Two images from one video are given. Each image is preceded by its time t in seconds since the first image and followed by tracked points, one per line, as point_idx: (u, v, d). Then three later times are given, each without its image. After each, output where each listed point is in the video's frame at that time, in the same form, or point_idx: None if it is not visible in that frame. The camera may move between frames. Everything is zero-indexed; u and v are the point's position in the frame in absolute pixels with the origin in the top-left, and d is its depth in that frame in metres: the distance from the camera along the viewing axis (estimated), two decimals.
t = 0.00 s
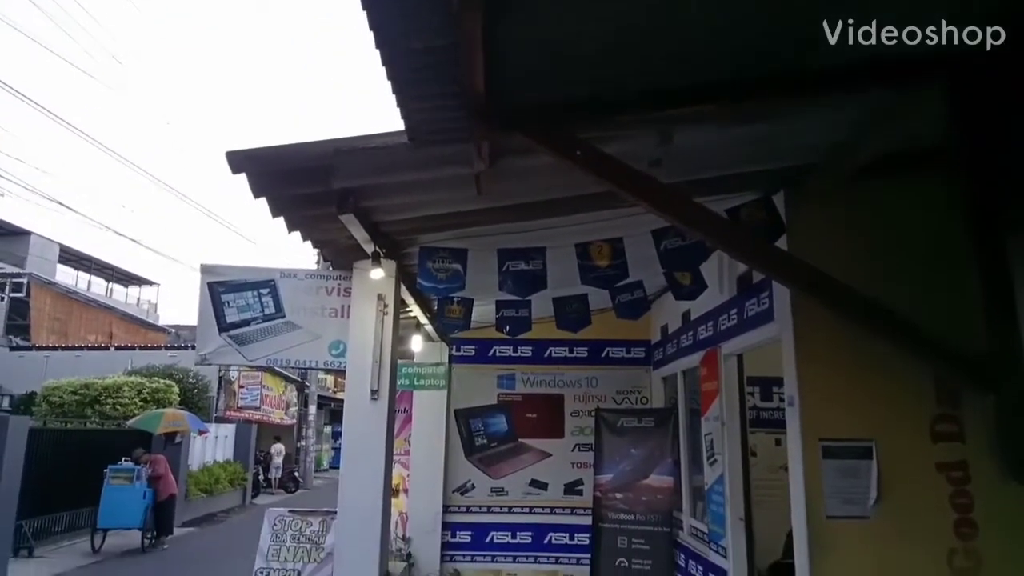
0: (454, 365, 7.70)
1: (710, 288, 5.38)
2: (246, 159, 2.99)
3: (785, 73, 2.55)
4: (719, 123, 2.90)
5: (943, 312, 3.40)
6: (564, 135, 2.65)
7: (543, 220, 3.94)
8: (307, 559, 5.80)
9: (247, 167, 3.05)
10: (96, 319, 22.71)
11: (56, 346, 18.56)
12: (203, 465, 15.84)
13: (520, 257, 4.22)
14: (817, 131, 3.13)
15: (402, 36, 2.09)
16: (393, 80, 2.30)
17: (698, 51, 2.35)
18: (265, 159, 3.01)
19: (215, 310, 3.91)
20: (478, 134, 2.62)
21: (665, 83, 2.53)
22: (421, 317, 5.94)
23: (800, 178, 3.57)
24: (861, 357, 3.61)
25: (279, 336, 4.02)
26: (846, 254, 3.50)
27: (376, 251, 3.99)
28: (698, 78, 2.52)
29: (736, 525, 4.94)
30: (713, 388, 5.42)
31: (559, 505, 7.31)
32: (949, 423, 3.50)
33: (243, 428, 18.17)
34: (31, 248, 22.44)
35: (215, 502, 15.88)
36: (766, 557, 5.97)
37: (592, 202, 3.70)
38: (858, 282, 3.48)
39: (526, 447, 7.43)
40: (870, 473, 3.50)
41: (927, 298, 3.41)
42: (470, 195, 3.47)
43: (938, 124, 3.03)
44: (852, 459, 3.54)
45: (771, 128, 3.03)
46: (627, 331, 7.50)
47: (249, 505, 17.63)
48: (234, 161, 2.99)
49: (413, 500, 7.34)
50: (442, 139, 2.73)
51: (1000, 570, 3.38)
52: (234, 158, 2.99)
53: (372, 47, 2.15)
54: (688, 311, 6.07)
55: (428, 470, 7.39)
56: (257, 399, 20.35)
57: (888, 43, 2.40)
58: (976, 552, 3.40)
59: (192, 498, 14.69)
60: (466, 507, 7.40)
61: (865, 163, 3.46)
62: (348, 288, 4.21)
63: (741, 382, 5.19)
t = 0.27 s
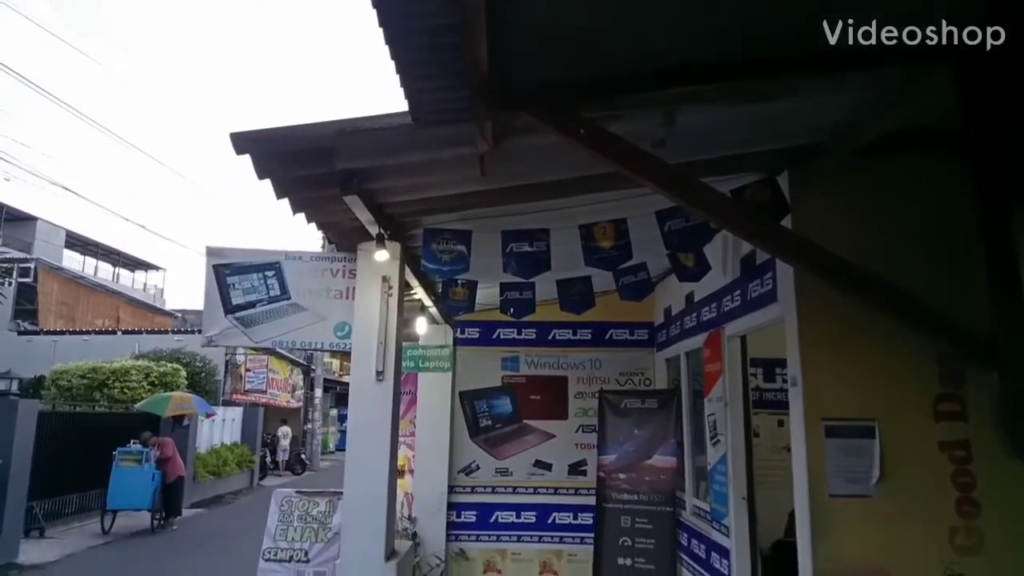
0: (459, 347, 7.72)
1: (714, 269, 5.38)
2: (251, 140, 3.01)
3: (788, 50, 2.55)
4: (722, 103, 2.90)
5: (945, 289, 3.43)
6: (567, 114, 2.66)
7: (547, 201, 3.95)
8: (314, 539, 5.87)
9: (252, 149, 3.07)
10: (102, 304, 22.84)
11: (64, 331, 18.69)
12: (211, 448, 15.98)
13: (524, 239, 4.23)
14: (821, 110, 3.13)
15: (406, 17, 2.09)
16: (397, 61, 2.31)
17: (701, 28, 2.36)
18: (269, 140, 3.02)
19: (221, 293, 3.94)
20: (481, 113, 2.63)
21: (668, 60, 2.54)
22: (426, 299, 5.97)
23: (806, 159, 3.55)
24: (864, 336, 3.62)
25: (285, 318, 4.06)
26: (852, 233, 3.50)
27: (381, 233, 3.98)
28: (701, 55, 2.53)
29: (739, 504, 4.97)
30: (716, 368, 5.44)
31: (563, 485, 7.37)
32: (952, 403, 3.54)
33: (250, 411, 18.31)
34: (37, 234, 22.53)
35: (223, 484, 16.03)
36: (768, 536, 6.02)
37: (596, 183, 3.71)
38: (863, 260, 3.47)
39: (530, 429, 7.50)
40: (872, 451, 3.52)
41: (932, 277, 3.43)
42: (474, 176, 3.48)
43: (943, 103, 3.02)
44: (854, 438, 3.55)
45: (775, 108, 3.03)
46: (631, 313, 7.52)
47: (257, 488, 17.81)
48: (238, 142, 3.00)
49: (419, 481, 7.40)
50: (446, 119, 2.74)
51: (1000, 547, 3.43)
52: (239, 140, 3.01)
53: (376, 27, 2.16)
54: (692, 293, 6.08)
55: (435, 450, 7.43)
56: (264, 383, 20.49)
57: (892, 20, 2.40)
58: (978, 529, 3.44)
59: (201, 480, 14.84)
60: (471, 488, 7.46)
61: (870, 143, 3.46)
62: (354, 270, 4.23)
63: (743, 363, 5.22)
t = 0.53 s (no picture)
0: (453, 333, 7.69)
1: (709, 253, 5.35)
2: (241, 120, 2.96)
3: (787, 27, 2.53)
4: (720, 84, 2.87)
5: (945, 274, 3.40)
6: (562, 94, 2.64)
7: (542, 184, 3.91)
8: (308, 524, 5.87)
9: (243, 130, 3.02)
10: (95, 290, 22.71)
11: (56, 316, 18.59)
12: (205, 434, 15.98)
13: (518, 222, 4.19)
14: (819, 94, 3.10)
15: None
16: (390, 40, 2.27)
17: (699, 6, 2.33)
18: (261, 121, 2.98)
19: (213, 275, 3.90)
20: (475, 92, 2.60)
21: (665, 38, 2.51)
22: (420, 284, 5.93)
23: (804, 142, 3.53)
24: (861, 321, 3.60)
25: (278, 302, 4.02)
26: (847, 217, 3.48)
27: (373, 216, 3.98)
28: (698, 33, 2.50)
29: (733, 488, 4.99)
30: (711, 354, 5.43)
31: (558, 471, 7.39)
32: (946, 387, 3.52)
33: (244, 398, 18.30)
34: (29, 219, 22.38)
35: (217, 470, 16.05)
36: (761, 521, 6.05)
37: (592, 166, 3.68)
38: (861, 244, 3.46)
39: (525, 415, 7.49)
40: (865, 436, 3.52)
41: (927, 261, 3.41)
42: (468, 158, 3.45)
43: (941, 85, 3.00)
44: (847, 422, 3.55)
45: (772, 90, 3.00)
46: (627, 299, 7.50)
47: (251, 474, 17.84)
48: (230, 123, 2.96)
49: (413, 467, 7.41)
50: (440, 100, 2.71)
51: (991, 530, 3.44)
52: (230, 120, 2.96)
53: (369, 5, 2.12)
54: (687, 279, 6.06)
55: (429, 437, 7.43)
56: (258, 369, 20.46)
57: None
58: (969, 514, 3.45)
59: (195, 467, 14.85)
60: (465, 473, 7.47)
61: (867, 126, 3.42)
62: (346, 254, 4.19)
63: (738, 348, 5.22)
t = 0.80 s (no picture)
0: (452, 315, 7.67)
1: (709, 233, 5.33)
2: (237, 99, 2.93)
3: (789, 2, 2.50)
4: (720, 61, 2.84)
5: (946, 253, 3.39)
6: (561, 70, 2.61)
7: (541, 164, 3.89)
8: (309, 505, 5.90)
9: (239, 108, 2.99)
10: (94, 273, 22.72)
11: (55, 299, 18.58)
12: (206, 417, 16.05)
13: (518, 202, 4.19)
14: (820, 72, 3.07)
15: None
16: (387, 15, 2.24)
17: None
18: (257, 99, 2.95)
19: (211, 256, 3.89)
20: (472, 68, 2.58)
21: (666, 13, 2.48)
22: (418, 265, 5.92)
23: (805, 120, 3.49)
24: (860, 299, 3.60)
25: (276, 282, 4.00)
26: (848, 195, 3.46)
27: (371, 196, 3.95)
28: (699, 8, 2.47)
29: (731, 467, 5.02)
30: (710, 334, 5.43)
31: (558, 451, 7.41)
32: (945, 365, 3.53)
33: (244, 380, 18.35)
34: (26, 202, 22.30)
35: (218, 452, 16.14)
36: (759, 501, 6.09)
37: (591, 145, 3.65)
38: (861, 223, 3.44)
39: (524, 395, 7.51)
40: (864, 414, 3.52)
41: (929, 239, 3.40)
42: (466, 136, 3.41)
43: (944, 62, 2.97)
44: (847, 401, 3.55)
45: (773, 67, 2.97)
46: (626, 281, 7.49)
47: (252, 456, 17.93)
48: (224, 100, 2.93)
49: (413, 448, 7.43)
50: (437, 77, 2.68)
51: (988, 508, 3.45)
52: (225, 98, 2.93)
53: None
54: (687, 259, 6.04)
55: (429, 417, 7.45)
56: (258, 352, 20.49)
57: None
58: (967, 492, 3.46)
59: (196, 448, 14.92)
60: (465, 454, 7.49)
61: (867, 103, 3.40)
62: (344, 234, 4.18)
63: (737, 328, 5.22)
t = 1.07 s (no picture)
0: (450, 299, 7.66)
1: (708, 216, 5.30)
2: (232, 76, 2.90)
3: None
4: (721, 40, 2.81)
5: (945, 235, 3.38)
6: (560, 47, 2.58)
7: (540, 145, 3.86)
8: (308, 487, 5.92)
9: (234, 86, 2.96)
10: (91, 257, 22.69)
11: (52, 283, 18.55)
12: (204, 400, 16.09)
13: (517, 182, 4.15)
14: (822, 51, 3.04)
15: None
16: None
17: None
18: (253, 77, 2.92)
19: (208, 236, 3.88)
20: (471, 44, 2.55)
21: None
22: (416, 249, 5.88)
23: (805, 102, 3.46)
24: (859, 282, 3.59)
25: (273, 264, 4.00)
26: (849, 176, 3.44)
27: (369, 175, 3.90)
28: None
29: (729, 450, 5.03)
30: (708, 317, 5.43)
31: (556, 434, 7.43)
32: (943, 348, 3.53)
33: (242, 364, 18.37)
34: (22, 186, 22.21)
35: (217, 435, 16.19)
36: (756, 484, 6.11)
37: (590, 126, 3.62)
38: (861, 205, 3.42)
39: (522, 378, 7.52)
40: (862, 397, 3.53)
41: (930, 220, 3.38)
42: (464, 115, 3.38)
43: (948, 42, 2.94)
44: (844, 383, 3.55)
45: (775, 46, 2.94)
46: (625, 264, 7.48)
47: (251, 439, 17.98)
48: (220, 77, 2.89)
49: (411, 430, 7.44)
50: (435, 54, 2.65)
51: (985, 490, 3.46)
52: (220, 75, 2.90)
53: None
54: (686, 243, 6.02)
55: (427, 401, 7.46)
56: (256, 336, 20.50)
57: None
58: (963, 474, 3.47)
59: (195, 432, 14.97)
60: (463, 437, 7.51)
61: (869, 85, 3.37)
62: (342, 215, 4.13)
63: (735, 312, 5.22)
